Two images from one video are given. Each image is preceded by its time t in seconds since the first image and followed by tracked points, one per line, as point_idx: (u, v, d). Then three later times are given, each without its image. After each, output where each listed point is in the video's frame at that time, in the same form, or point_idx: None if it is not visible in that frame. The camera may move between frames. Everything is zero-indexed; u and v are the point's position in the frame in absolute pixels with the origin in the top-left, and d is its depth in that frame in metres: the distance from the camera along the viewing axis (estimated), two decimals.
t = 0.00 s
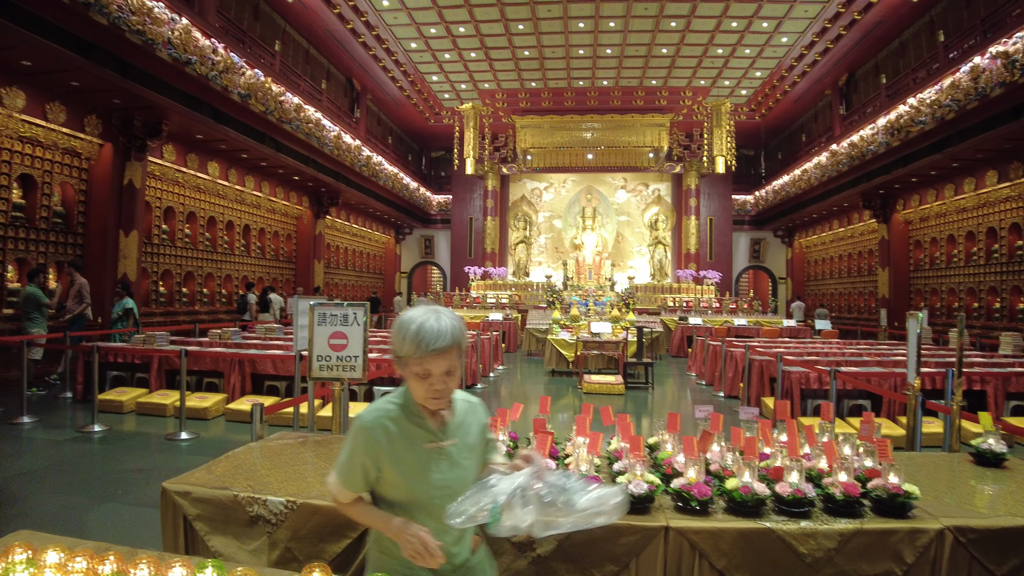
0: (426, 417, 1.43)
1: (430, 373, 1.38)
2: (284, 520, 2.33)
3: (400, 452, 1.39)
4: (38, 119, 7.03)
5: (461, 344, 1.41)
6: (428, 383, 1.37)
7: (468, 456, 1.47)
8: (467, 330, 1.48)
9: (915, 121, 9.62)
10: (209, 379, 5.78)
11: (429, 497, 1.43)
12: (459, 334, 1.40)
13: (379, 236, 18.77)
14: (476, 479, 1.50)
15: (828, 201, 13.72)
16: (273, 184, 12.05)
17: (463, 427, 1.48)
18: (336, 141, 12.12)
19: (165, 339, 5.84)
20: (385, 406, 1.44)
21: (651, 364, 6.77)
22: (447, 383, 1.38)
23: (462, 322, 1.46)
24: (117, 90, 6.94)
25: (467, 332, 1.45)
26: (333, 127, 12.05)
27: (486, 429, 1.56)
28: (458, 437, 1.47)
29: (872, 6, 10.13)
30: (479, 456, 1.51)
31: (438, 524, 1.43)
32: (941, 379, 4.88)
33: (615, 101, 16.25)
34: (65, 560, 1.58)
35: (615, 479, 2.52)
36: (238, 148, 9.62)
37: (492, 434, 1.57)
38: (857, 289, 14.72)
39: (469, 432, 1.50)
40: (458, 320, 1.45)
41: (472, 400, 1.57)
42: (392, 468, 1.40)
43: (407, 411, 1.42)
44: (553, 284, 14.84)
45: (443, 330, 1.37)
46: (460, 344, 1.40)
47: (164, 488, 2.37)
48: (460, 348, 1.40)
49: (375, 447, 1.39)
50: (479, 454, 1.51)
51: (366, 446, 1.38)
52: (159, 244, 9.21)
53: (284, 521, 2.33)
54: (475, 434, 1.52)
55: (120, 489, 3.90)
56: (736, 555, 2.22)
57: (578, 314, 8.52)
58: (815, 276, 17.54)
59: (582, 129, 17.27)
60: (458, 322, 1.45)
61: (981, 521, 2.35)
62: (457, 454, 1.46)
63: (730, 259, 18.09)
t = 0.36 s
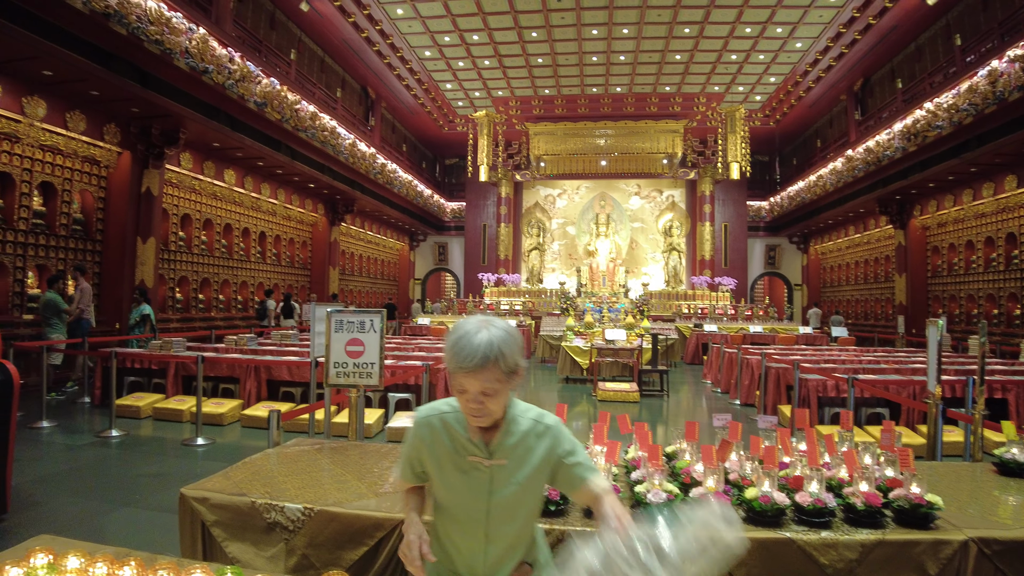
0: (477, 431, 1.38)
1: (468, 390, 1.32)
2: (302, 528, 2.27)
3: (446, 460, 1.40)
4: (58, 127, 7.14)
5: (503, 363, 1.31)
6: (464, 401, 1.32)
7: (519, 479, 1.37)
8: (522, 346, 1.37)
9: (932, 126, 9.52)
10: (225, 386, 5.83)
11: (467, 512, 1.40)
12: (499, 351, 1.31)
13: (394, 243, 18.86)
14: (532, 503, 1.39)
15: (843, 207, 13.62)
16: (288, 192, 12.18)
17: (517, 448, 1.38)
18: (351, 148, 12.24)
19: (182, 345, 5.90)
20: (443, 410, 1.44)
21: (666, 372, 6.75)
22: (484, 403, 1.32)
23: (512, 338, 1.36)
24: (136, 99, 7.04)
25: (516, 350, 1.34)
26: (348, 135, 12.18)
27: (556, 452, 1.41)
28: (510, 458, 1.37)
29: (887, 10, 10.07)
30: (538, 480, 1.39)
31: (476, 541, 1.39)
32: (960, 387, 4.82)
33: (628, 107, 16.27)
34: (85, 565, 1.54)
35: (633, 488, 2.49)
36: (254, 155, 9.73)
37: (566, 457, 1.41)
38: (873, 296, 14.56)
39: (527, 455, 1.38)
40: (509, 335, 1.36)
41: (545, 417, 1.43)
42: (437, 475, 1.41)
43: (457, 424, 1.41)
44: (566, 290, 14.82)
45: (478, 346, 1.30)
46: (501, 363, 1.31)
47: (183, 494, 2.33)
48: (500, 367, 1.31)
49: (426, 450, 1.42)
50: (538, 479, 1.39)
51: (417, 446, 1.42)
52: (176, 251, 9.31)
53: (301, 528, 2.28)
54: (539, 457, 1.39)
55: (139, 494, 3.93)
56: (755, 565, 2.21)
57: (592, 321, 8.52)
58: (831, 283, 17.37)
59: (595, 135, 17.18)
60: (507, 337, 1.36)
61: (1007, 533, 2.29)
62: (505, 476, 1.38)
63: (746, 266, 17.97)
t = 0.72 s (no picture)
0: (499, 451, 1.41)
1: (488, 413, 1.33)
2: (320, 535, 2.20)
3: (470, 475, 1.46)
4: (79, 136, 7.27)
5: (526, 382, 1.31)
6: (489, 420, 1.32)
7: (541, 501, 1.40)
8: (544, 360, 1.36)
9: (950, 130, 9.41)
10: (242, 392, 5.88)
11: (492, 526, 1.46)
12: (520, 369, 1.30)
13: (408, 250, 18.95)
14: (555, 524, 1.42)
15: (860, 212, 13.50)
16: (305, 199, 12.31)
17: (540, 471, 1.39)
18: (366, 156, 12.36)
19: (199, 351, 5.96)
20: (472, 423, 1.49)
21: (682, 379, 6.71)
22: (509, 421, 1.31)
23: (534, 351, 1.35)
24: (156, 108, 7.15)
25: (538, 366, 1.33)
26: (364, 142, 12.30)
27: (580, 476, 1.39)
28: (530, 481, 1.40)
29: (904, 14, 9.97)
30: (562, 503, 1.40)
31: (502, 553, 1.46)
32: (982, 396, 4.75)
33: (642, 114, 16.26)
34: (108, 570, 1.53)
35: (652, 497, 2.48)
36: (270, 163, 9.83)
37: (591, 482, 1.38)
38: (891, 302, 14.39)
39: (549, 478, 1.39)
40: (530, 353, 1.32)
41: (572, 438, 1.40)
42: (465, 486, 1.49)
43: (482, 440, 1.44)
44: (581, 297, 14.79)
45: (493, 363, 1.29)
46: (523, 380, 1.30)
47: (201, 499, 2.28)
48: (522, 387, 1.30)
49: (456, 459, 1.49)
50: (561, 503, 1.40)
51: (447, 454, 1.49)
52: (194, 258, 9.42)
53: (319, 535, 2.21)
54: (562, 481, 1.39)
55: (157, 498, 3.97)
56: None
57: (607, 328, 8.50)
58: (848, 289, 17.20)
59: (609, 142, 17.14)
60: (528, 350, 1.34)
61: None
62: (526, 498, 1.41)
63: (762, 272, 17.84)
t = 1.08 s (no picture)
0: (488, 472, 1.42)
1: (474, 435, 1.32)
2: (338, 542, 2.15)
3: (462, 496, 1.46)
4: (100, 144, 7.39)
5: (513, 406, 1.30)
6: (476, 444, 1.33)
7: (531, 520, 1.41)
8: (532, 381, 1.34)
9: (968, 134, 9.30)
10: (258, 398, 5.94)
11: (484, 546, 1.46)
12: (505, 393, 1.28)
13: (423, 256, 19.04)
14: (549, 541, 1.43)
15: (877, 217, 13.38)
16: (321, 207, 12.42)
17: (531, 491, 1.40)
18: (382, 164, 12.49)
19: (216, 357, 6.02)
20: (462, 442, 1.50)
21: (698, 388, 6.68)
22: (497, 445, 1.31)
23: (521, 372, 1.33)
24: (175, 117, 7.26)
25: (525, 388, 1.31)
26: (379, 151, 12.42)
27: (570, 495, 1.38)
28: (521, 501, 1.40)
29: (920, 18, 9.88)
30: (554, 521, 1.41)
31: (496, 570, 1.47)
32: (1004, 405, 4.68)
33: (657, 120, 16.24)
34: None
35: (670, 507, 2.45)
36: (287, 171, 9.93)
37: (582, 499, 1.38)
38: (909, 309, 14.21)
39: (540, 497, 1.40)
40: (516, 373, 1.32)
41: (561, 456, 1.40)
42: (456, 506, 1.50)
43: (471, 460, 1.45)
44: (595, 304, 14.75)
45: (479, 387, 1.29)
46: (510, 403, 1.29)
47: (219, 506, 2.24)
48: (509, 410, 1.29)
49: (446, 479, 1.50)
50: (553, 522, 1.41)
51: (436, 475, 1.50)
52: (211, 265, 9.53)
53: (337, 543, 2.16)
54: (554, 498, 1.40)
55: (175, 503, 4.01)
56: None
57: (622, 335, 8.48)
58: (865, 295, 17.01)
59: (623, 148, 17.25)
60: (514, 372, 1.32)
61: None
62: (518, 519, 1.41)
63: (778, 278, 17.69)
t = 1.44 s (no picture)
0: (514, 475, 1.47)
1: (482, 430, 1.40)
2: (352, 553, 2.10)
3: (488, 498, 1.50)
4: (118, 154, 7.50)
5: (505, 411, 1.36)
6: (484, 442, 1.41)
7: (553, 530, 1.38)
8: (527, 393, 1.36)
9: (985, 140, 9.19)
10: (272, 406, 5.98)
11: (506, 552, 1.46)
12: (491, 395, 1.37)
13: (436, 264, 19.10)
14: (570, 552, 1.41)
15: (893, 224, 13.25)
16: (335, 215, 12.52)
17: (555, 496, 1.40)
18: (395, 172, 12.58)
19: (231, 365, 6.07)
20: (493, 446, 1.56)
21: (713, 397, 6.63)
22: (495, 446, 1.38)
23: (514, 384, 1.37)
24: (191, 127, 7.36)
25: (517, 398, 1.36)
26: (392, 159, 12.52)
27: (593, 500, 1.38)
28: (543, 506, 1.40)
29: (936, 24, 9.80)
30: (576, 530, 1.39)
31: None
32: None
33: (670, 128, 16.23)
34: None
35: (684, 519, 2.43)
36: (302, 180, 10.03)
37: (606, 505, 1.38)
38: (926, 317, 14.04)
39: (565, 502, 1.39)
40: (512, 381, 1.37)
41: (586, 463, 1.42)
42: (482, 510, 1.53)
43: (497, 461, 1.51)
44: (608, 312, 14.70)
45: (478, 384, 1.42)
46: (499, 409, 1.37)
47: (235, 516, 2.18)
48: (499, 414, 1.37)
49: (474, 482, 1.55)
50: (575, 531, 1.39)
51: (465, 476, 1.56)
52: (226, 273, 9.62)
53: (352, 553, 2.10)
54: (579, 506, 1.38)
55: (190, 511, 4.03)
56: None
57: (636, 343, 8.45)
58: (881, 303, 16.83)
59: (637, 156, 17.33)
60: (508, 381, 1.37)
61: None
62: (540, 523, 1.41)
63: (793, 286, 17.56)
